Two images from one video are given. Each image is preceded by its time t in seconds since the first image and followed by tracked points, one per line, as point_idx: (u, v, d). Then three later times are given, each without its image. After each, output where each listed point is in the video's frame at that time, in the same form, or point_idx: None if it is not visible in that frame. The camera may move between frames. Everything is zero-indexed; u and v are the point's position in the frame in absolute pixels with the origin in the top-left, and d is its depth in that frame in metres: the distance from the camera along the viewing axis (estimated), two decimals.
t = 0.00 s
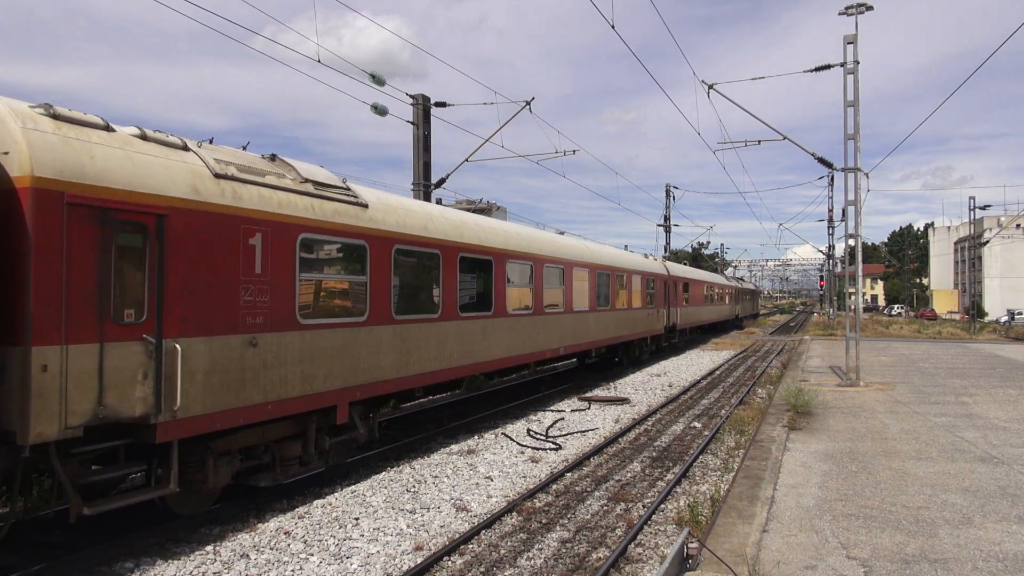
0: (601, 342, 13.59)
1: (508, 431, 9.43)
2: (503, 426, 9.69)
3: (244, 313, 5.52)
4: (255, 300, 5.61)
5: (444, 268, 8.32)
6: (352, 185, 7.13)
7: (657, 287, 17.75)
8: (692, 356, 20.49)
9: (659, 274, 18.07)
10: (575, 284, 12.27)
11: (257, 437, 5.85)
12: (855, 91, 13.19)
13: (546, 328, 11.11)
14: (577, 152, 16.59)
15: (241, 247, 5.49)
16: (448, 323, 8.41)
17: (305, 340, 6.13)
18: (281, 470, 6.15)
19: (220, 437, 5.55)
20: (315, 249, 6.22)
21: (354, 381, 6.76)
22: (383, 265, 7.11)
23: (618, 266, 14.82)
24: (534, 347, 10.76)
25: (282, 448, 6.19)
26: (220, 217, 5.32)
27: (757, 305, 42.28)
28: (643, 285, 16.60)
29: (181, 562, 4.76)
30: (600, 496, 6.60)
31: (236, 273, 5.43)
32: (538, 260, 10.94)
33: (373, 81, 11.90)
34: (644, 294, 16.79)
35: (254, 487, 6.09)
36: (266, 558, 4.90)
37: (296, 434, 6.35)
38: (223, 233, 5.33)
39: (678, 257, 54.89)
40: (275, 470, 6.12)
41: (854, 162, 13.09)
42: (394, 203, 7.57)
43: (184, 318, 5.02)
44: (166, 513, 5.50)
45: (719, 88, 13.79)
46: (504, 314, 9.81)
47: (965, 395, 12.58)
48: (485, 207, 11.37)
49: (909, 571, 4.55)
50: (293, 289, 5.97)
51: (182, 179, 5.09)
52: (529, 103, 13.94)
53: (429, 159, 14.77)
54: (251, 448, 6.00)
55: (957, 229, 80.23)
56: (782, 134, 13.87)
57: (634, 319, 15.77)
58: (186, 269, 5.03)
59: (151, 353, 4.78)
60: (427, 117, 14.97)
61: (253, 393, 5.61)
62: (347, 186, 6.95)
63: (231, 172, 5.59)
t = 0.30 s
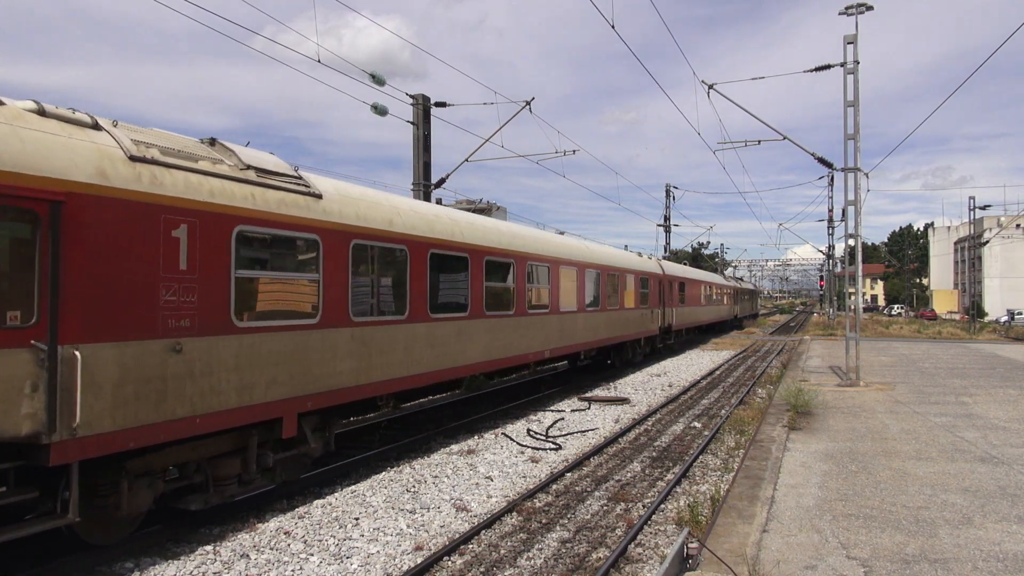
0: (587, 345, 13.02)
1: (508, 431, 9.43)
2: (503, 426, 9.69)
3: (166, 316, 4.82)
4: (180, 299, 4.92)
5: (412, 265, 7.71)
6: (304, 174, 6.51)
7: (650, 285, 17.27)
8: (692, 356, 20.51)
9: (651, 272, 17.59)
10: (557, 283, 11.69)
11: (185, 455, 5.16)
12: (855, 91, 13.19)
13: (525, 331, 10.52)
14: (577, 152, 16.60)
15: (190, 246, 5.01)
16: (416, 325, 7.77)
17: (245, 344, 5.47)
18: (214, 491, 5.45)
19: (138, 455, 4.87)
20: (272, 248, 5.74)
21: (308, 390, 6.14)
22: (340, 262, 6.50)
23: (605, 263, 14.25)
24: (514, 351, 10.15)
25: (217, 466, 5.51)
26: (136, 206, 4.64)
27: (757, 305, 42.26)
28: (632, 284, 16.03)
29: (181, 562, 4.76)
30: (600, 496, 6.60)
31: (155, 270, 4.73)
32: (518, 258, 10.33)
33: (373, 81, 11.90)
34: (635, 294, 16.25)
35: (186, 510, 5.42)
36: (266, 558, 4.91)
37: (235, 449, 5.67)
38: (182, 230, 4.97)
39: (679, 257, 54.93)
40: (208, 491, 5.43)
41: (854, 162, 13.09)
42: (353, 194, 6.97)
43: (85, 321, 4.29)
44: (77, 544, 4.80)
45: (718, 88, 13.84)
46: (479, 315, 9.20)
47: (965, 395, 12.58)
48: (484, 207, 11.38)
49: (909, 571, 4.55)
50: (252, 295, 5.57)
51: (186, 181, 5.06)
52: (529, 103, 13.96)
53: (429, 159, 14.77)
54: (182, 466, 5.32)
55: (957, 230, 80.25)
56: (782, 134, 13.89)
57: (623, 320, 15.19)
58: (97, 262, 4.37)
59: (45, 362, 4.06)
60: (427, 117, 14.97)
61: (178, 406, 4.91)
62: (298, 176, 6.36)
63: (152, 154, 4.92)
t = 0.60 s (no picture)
0: (572, 347, 12.40)
1: (508, 431, 9.44)
2: (503, 426, 9.70)
3: (63, 318, 4.19)
4: (82, 298, 4.29)
5: (374, 262, 7.07)
6: (245, 161, 5.91)
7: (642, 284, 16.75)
8: (692, 356, 20.53)
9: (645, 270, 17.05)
10: (540, 283, 11.05)
11: (93, 477, 4.50)
12: (855, 91, 13.19)
13: (504, 333, 9.87)
14: (577, 152, 16.60)
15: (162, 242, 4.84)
16: (377, 327, 7.13)
17: (166, 350, 4.84)
18: (131, 518, 4.79)
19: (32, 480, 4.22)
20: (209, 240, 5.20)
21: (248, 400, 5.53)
22: (287, 258, 5.91)
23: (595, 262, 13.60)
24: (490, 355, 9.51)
25: (133, 489, 4.83)
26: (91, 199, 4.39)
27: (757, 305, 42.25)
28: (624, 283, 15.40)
29: (181, 562, 4.76)
30: (599, 496, 6.60)
31: (49, 266, 4.09)
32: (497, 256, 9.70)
33: (374, 81, 11.91)
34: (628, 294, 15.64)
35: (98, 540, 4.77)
36: (266, 558, 4.90)
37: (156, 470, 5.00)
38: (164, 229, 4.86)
39: (679, 256, 54.95)
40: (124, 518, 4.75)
41: (854, 162, 13.10)
42: (305, 184, 6.38)
43: None
44: None
45: (716, 88, 13.88)
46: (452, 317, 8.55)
47: (965, 395, 12.57)
48: (484, 208, 11.40)
49: (909, 571, 4.55)
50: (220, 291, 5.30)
51: (190, 182, 5.10)
52: (529, 103, 13.96)
53: (429, 159, 14.77)
54: (91, 490, 4.65)
55: (957, 230, 80.27)
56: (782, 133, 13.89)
57: (613, 320, 14.54)
58: None
59: None
60: (427, 117, 14.98)
61: (80, 422, 4.27)
62: (238, 161, 5.77)
63: (50, 132, 4.31)
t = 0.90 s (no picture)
0: (558, 350, 11.75)
1: (508, 431, 9.44)
2: (503, 426, 9.70)
3: None
4: None
5: (329, 258, 6.43)
6: (171, 143, 5.29)
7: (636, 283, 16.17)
8: (692, 356, 20.55)
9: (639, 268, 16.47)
10: (523, 282, 10.40)
11: None
12: (855, 91, 13.19)
13: (481, 335, 9.22)
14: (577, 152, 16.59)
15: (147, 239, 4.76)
16: (331, 330, 6.47)
17: (65, 359, 4.21)
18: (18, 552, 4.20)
19: None
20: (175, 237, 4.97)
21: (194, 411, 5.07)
22: (223, 254, 5.29)
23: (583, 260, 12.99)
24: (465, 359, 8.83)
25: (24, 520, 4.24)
26: (69, 195, 4.29)
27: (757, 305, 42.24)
28: (616, 282, 14.75)
29: (181, 562, 4.76)
30: (600, 496, 6.60)
31: None
32: (475, 253, 9.05)
33: (374, 81, 11.92)
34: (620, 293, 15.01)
35: None
36: (266, 558, 4.91)
37: (56, 496, 4.43)
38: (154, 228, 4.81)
39: (679, 256, 54.97)
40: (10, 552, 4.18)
41: (854, 162, 13.10)
42: (247, 170, 5.77)
43: None
44: None
45: (716, 88, 13.90)
46: (422, 318, 7.90)
47: (965, 395, 12.57)
48: (485, 208, 11.41)
49: (909, 571, 4.55)
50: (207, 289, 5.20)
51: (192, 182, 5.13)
52: (529, 103, 13.98)
53: (429, 159, 14.77)
54: None
55: (957, 230, 80.28)
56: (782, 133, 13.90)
57: (603, 321, 13.87)
58: None
59: None
60: (427, 117, 14.98)
61: None
62: (164, 145, 5.16)
63: None
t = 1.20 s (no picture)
0: (543, 353, 11.11)
1: (508, 431, 9.44)
2: (503, 426, 9.70)
3: None
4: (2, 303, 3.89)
5: (272, 253, 5.78)
6: (75, 120, 4.66)
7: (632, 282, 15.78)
8: (692, 356, 20.56)
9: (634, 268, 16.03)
10: (502, 281, 9.75)
11: None
12: (855, 91, 13.18)
13: (455, 338, 8.56)
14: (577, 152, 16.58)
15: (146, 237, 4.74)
16: (274, 334, 5.81)
17: None
18: None
19: None
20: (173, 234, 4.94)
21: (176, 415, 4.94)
22: (149, 242, 4.72)
23: (571, 259, 12.35)
24: (436, 364, 8.16)
25: None
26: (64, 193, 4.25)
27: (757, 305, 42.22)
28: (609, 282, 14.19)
29: (181, 562, 4.76)
30: (600, 496, 6.60)
31: None
32: (449, 250, 8.41)
33: (374, 81, 11.92)
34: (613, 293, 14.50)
35: None
36: (266, 558, 4.91)
37: None
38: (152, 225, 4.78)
39: (679, 256, 54.97)
40: None
41: (854, 162, 13.09)
42: (178, 154, 5.20)
43: None
44: None
45: (715, 88, 13.90)
46: (385, 320, 7.23)
47: (965, 395, 12.57)
48: (485, 208, 11.41)
49: (909, 571, 4.54)
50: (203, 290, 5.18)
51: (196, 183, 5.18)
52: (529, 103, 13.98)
53: (429, 159, 14.78)
54: None
55: (957, 230, 80.27)
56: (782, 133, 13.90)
57: (593, 322, 13.26)
58: None
59: None
60: (427, 117, 14.98)
61: None
62: (66, 121, 4.55)
63: None
